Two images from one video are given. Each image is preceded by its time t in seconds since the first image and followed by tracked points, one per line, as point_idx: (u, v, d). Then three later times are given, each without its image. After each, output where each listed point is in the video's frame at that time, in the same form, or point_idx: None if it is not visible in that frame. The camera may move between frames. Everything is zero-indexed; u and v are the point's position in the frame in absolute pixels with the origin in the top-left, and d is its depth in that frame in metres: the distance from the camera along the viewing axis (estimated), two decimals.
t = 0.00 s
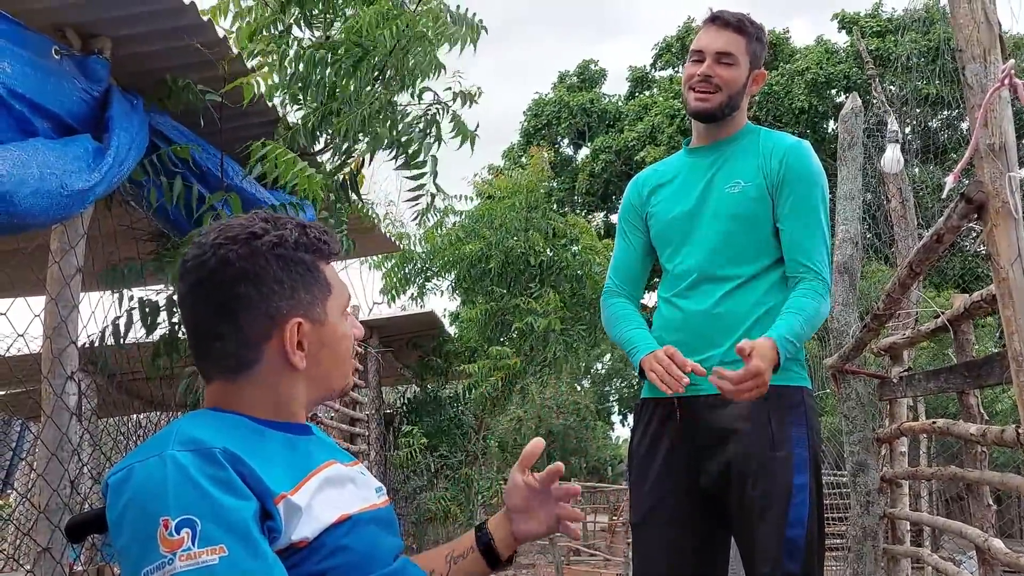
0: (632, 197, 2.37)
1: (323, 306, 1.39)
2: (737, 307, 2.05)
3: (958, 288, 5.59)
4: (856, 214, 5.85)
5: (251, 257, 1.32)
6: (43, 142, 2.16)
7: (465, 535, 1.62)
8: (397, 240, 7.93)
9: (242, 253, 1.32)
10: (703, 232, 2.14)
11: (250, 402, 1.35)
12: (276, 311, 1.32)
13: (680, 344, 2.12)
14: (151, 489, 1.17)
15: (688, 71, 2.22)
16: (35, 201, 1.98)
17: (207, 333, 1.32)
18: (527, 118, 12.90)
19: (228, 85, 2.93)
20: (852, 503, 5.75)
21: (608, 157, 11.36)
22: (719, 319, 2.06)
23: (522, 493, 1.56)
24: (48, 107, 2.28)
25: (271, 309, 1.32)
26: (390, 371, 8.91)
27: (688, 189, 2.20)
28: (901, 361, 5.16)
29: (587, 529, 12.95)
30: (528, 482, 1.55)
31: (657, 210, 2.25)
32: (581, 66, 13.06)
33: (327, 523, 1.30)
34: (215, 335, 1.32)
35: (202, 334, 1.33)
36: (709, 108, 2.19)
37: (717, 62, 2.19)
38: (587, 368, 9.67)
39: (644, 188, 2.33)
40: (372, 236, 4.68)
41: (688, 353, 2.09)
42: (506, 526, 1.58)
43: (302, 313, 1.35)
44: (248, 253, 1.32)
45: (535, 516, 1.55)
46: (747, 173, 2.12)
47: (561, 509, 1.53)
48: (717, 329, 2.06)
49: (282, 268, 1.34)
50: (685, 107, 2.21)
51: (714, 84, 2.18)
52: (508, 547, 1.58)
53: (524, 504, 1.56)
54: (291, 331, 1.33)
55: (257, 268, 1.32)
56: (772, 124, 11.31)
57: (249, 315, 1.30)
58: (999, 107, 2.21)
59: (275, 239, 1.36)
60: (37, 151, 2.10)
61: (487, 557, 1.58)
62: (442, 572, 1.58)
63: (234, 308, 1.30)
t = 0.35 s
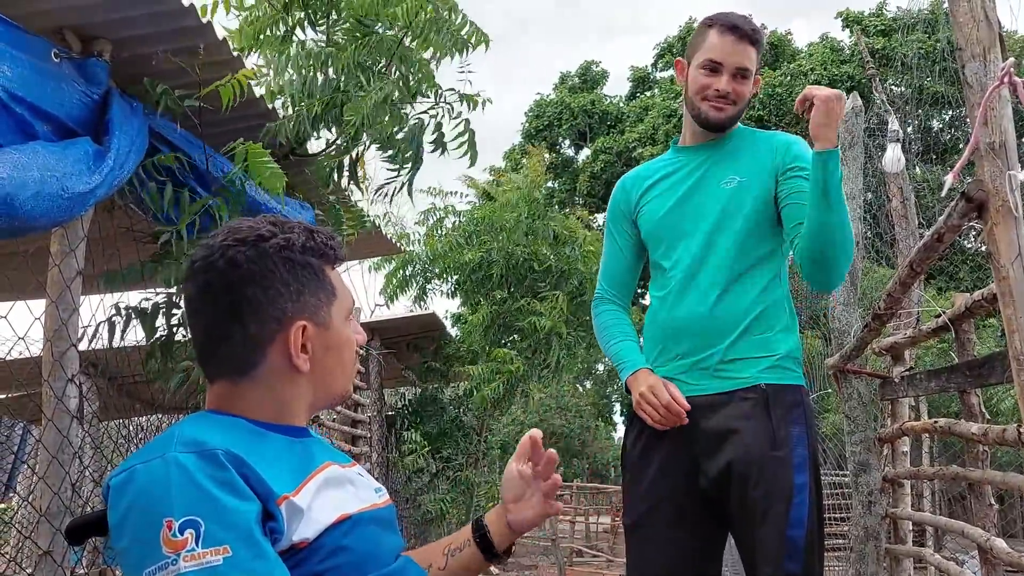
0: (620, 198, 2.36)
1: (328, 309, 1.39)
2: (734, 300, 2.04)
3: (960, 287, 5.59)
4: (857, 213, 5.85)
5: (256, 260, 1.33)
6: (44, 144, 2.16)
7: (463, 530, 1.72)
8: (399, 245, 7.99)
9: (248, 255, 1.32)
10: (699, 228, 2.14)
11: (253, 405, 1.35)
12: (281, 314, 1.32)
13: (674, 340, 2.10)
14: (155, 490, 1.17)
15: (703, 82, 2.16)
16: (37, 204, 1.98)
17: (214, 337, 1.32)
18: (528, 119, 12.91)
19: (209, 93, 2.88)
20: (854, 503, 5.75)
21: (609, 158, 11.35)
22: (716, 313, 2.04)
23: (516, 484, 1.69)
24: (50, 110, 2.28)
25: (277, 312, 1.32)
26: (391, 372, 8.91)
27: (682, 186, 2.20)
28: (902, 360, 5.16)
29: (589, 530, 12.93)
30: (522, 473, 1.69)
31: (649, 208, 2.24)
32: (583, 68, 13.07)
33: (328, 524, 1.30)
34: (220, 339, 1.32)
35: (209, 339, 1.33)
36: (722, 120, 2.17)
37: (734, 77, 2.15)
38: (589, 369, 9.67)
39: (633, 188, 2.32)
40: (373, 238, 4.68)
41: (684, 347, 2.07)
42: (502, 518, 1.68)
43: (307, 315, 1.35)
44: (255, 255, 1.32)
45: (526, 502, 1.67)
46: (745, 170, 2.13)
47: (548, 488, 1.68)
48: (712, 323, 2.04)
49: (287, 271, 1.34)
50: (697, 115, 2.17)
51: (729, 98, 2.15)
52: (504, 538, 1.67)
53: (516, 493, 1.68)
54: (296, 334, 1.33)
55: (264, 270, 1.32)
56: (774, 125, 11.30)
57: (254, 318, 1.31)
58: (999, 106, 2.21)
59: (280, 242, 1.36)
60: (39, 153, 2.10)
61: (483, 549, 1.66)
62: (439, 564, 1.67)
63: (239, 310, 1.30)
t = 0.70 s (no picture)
0: (598, 184, 2.05)
1: (327, 308, 1.39)
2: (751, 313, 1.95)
3: (963, 290, 5.58)
4: (861, 216, 5.84)
5: (253, 259, 1.33)
6: (51, 144, 2.17)
7: (511, 521, 1.65)
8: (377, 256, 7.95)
9: (244, 255, 1.32)
10: (710, 230, 1.98)
11: (253, 405, 1.34)
12: (278, 313, 1.32)
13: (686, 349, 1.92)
14: (158, 490, 1.16)
15: (740, 82, 2.08)
16: (44, 204, 1.98)
17: (213, 337, 1.32)
18: (530, 122, 12.93)
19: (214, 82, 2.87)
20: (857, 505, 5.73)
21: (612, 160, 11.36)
22: (738, 325, 1.92)
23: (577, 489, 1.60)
24: (55, 111, 2.28)
25: (275, 312, 1.32)
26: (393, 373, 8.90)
27: (681, 185, 2.03)
28: (906, 363, 5.15)
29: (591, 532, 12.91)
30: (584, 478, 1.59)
31: (643, 204, 2.02)
32: (585, 70, 13.09)
33: (332, 524, 1.30)
34: (220, 338, 1.32)
35: (208, 339, 1.32)
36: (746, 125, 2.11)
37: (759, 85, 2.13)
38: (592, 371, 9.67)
39: (617, 174, 2.06)
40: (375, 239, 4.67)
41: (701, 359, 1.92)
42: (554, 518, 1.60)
43: (305, 314, 1.35)
44: (250, 255, 1.33)
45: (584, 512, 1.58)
46: (743, 179, 2.06)
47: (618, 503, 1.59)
48: (734, 334, 1.92)
49: (284, 270, 1.35)
50: (731, 114, 2.07)
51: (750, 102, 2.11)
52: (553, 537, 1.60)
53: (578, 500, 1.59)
54: (294, 334, 1.33)
55: (259, 269, 1.32)
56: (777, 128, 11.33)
57: (253, 318, 1.31)
58: (1005, 108, 2.20)
59: (276, 241, 1.37)
60: (45, 154, 2.11)
61: (530, 545, 1.60)
62: (484, 552, 1.62)
63: (238, 310, 1.30)
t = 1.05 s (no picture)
0: (567, 191, 2.08)
1: (331, 307, 1.40)
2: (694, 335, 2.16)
3: (966, 289, 5.58)
4: (863, 215, 5.82)
5: (260, 258, 1.34)
6: (53, 146, 2.17)
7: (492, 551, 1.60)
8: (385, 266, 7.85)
9: (251, 254, 1.33)
10: (666, 253, 2.14)
11: (257, 407, 1.34)
12: (284, 313, 1.33)
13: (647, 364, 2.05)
14: (160, 493, 1.16)
15: (689, 109, 2.26)
16: (48, 205, 1.99)
17: (219, 337, 1.32)
18: (531, 123, 12.93)
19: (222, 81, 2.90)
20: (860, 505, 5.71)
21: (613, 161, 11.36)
22: (687, 345, 2.12)
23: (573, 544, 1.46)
24: (56, 112, 2.29)
25: (281, 311, 1.32)
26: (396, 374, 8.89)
27: (639, 203, 2.15)
28: (909, 362, 5.14)
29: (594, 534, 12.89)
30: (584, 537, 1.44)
31: (609, 218, 2.11)
32: (585, 71, 13.10)
33: (334, 526, 1.30)
34: (226, 338, 1.32)
35: (213, 339, 1.33)
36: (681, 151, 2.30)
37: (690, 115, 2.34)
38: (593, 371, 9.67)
39: (585, 185, 2.11)
40: (378, 240, 4.68)
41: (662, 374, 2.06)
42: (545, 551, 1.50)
43: (310, 313, 1.35)
44: (256, 254, 1.34)
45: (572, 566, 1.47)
46: (681, 203, 2.24)
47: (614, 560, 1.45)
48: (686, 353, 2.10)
49: (290, 269, 1.36)
50: (679, 139, 2.25)
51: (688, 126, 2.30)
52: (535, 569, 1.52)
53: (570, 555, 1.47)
54: (300, 333, 1.34)
55: (267, 269, 1.33)
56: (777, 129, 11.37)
57: (259, 317, 1.31)
58: (1007, 106, 2.20)
59: (282, 240, 1.38)
60: (47, 155, 2.11)
61: None
62: None
63: (244, 309, 1.31)
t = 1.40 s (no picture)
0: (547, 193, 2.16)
1: (345, 312, 1.41)
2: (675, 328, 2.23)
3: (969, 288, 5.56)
4: (867, 215, 5.81)
5: (280, 259, 1.35)
6: (56, 147, 2.17)
7: None
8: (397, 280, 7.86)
9: (271, 255, 1.35)
10: (644, 249, 2.22)
11: (268, 407, 1.34)
12: (302, 315, 1.34)
13: (629, 355, 2.12)
14: (164, 492, 1.17)
15: (660, 112, 2.33)
16: (52, 206, 1.99)
17: (233, 337, 1.33)
18: (533, 124, 12.94)
19: (229, 85, 2.91)
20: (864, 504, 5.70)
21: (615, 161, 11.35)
22: (668, 336, 2.19)
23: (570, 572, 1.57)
24: (60, 112, 2.29)
25: (298, 312, 1.34)
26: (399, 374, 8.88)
27: (616, 204, 2.24)
28: (913, 362, 5.13)
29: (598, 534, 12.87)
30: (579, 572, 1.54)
31: (589, 218, 2.19)
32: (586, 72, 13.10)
33: (337, 525, 1.30)
34: (240, 338, 1.32)
35: (227, 339, 1.33)
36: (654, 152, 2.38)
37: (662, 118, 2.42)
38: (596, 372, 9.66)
39: (562, 188, 2.19)
40: (381, 240, 4.67)
41: (645, 364, 2.13)
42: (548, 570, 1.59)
43: (326, 317, 1.37)
44: (278, 255, 1.35)
45: None
46: (656, 204, 2.33)
47: None
48: (668, 344, 2.17)
49: (309, 271, 1.37)
50: (653, 142, 2.32)
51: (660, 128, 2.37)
52: None
53: None
54: (317, 335, 1.35)
55: (288, 270, 1.35)
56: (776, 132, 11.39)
57: (276, 318, 1.32)
58: (1011, 105, 2.19)
59: (303, 243, 1.39)
60: (50, 155, 2.11)
61: None
62: None
63: (260, 309, 1.32)
